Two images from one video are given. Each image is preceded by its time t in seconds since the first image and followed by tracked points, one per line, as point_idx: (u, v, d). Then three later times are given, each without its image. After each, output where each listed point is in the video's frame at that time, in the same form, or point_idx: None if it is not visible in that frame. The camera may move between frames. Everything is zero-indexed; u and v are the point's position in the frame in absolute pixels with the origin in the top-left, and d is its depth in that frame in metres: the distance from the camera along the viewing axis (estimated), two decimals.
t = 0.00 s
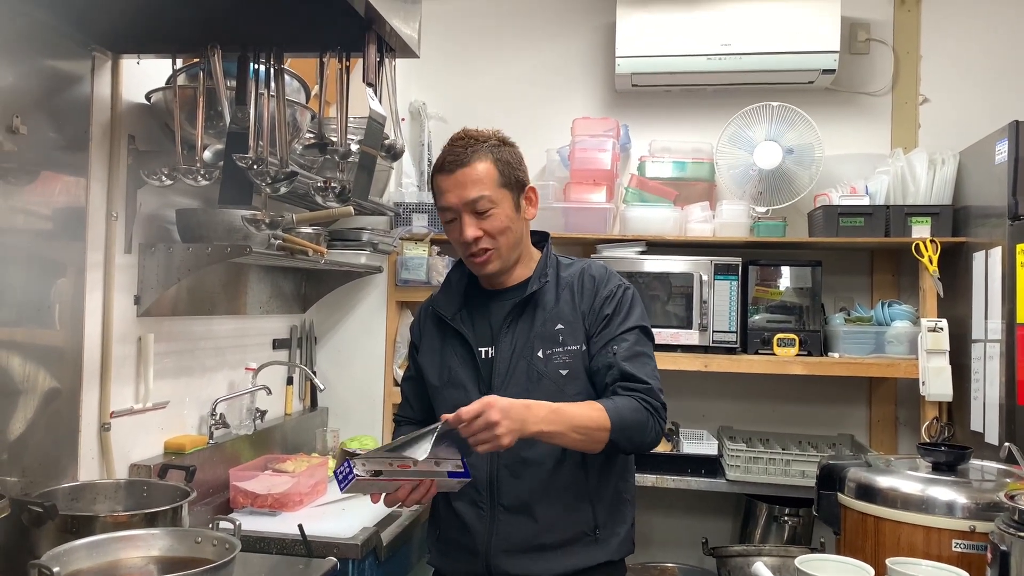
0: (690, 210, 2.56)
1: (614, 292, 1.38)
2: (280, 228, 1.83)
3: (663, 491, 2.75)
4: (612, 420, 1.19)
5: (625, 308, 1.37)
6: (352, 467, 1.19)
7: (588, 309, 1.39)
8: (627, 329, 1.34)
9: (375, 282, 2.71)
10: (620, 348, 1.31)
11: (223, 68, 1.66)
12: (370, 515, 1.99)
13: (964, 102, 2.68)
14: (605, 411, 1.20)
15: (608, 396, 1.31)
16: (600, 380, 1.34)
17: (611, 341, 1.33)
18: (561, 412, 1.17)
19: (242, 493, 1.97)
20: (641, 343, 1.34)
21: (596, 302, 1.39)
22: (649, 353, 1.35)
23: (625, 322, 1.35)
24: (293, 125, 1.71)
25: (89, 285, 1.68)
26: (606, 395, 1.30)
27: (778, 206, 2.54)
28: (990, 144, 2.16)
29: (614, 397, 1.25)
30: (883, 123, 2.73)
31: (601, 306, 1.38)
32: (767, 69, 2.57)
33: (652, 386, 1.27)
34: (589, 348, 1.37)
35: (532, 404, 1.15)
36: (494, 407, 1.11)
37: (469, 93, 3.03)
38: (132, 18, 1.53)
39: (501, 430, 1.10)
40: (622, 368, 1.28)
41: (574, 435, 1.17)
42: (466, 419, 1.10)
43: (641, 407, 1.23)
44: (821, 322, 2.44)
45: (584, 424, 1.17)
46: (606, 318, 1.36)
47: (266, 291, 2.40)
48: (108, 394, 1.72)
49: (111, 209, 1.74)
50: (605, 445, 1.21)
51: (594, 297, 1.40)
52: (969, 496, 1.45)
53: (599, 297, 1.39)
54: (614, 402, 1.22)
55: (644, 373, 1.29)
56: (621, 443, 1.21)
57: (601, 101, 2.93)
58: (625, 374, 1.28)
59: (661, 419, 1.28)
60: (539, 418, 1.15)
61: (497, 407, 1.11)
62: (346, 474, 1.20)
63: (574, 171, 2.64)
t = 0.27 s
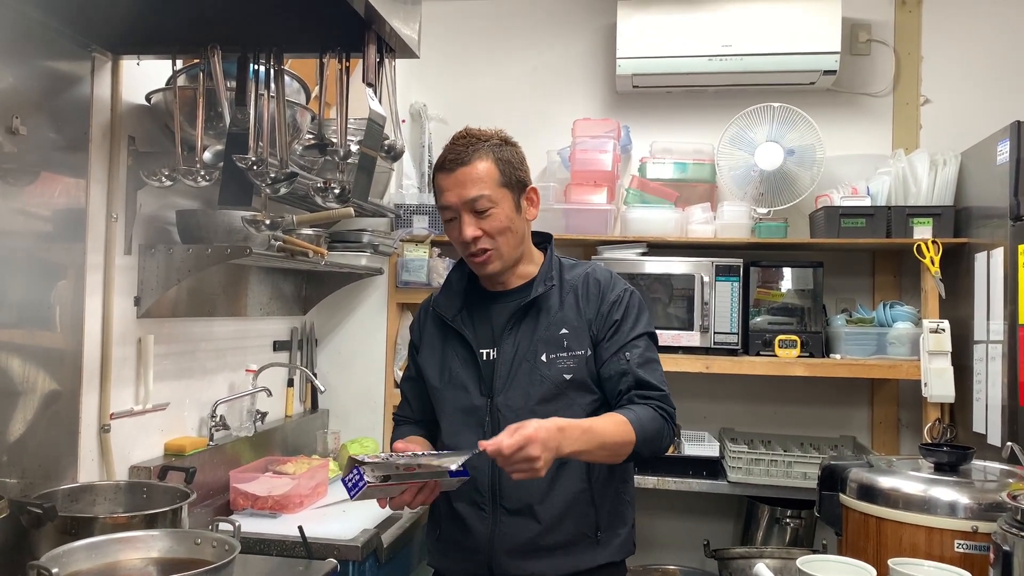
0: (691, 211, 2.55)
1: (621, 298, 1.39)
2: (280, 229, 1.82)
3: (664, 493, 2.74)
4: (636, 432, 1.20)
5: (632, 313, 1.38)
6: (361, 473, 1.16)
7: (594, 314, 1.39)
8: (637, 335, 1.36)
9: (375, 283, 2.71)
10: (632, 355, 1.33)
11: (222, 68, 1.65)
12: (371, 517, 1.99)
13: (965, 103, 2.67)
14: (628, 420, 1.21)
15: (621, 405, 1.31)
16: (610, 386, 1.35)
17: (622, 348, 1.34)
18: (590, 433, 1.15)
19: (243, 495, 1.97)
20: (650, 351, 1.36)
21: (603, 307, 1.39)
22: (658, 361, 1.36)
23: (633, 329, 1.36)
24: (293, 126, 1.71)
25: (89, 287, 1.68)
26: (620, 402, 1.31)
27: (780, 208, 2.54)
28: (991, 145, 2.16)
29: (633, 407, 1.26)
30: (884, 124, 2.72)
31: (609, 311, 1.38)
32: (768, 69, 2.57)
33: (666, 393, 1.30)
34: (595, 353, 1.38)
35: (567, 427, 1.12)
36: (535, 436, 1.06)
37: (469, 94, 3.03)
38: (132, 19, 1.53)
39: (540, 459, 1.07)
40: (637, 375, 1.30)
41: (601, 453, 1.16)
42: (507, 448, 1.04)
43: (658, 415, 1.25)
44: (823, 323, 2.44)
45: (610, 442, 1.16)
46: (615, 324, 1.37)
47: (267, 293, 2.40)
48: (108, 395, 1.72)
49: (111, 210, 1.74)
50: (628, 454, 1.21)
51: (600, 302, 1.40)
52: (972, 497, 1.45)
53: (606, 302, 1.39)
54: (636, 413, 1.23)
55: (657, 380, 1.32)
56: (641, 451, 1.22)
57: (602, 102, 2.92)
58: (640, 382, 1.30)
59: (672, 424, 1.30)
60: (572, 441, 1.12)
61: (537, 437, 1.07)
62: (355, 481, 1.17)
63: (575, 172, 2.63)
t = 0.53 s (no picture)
0: (691, 210, 2.55)
1: (625, 301, 1.39)
2: (280, 228, 1.82)
3: (665, 492, 2.74)
4: (646, 444, 1.21)
5: (636, 318, 1.38)
6: (370, 484, 1.18)
7: (597, 318, 1.39)
8: (642, 341, 1.36)
9: (376, 283, 2.71)
10: (638, 361, 1.33)
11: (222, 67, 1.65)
12: (372, 517, 1.99)
13: (966, 100, 2.67)
14: (638, 431, 1.21)
15: (627, 411, 1.32)
16: (614, 391, 1.35)
17: (627, 354, 1.34)
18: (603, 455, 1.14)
19: (244, 494, 1.97)
20: (654, 356, 1.36)
21: (607, 311, 1.39)
22: (662, 366, 1.37)
23: (638, 334, 1.36)
24: (292, 125, 1.71)
25: (90, 287, 1.68)
26: (625, 408, 1.32)
27: (780, 206, 2.54)
28: (992, 143, 2.16)
29: (640, 416, 1.27)
30: (885, 122, 2.72)
31: (612, 315, 1.38)
32: (768, 68, 2.57)
33: (671, 401, 1.32)
34: (597, 357, 1.37)
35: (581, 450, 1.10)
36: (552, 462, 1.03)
37: (469, 94, 3.03)
38: (131, 18, 1.53)
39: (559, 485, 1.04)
40: (643, 383, 1.31)
41: (613, 470, 1.16)
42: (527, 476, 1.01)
43: (664, 423, 1.27)
44: (823, 322, 2.43)
45: (621, 461, 1.17)
46: (619, 328, 1.37)
47: (267, 292, 2.40)
48: (109, 395, 1.72)
49: (111, 210, 1.74)
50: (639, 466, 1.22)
51: (603, 305, 1.40)
52: (972, 494, 1.45)
53: (609, 305, 1.39)
54: (645, 423, 1.24)
55: (662, 387, 1.33)
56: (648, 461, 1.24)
57: (602, 101, 2.92)
58: (646, 390, 1.31)
59: (676, 432, 1.32)
60: (590, 464, 1.11)
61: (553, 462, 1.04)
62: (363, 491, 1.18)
63: (575, 171, 2.63)
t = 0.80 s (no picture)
0: (691, 208, 2.55)
1: (627, 301, 1.39)
2: (280, 227, 1.83)
3: (665, 490, 2.74)
4: (645, 453, 1.23)
5: (638, 318, 1.39)
6: (375, 483, 1.19)
7: (599, 317, 1.39)
8: (643, 342, 1.36)
9: (376, 281, 2.71)
10: (639, 362, 1.33)
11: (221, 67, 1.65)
12: (373, 516, 1.99)
13: (966, 98, 2.67)
14: (635, 441, 1.23)
15: (626, 414, 1.32)
16: (614, 392, 1.35)
17: (628, 355, 1.35)
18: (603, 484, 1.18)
19: (244, 493, 1.97)
20: (655, 357, 1.37)
21: (609, 310, 1.39)
22: (663, 367, 1.38)
23: (639, 334, 1.37)
24: (292, 124, 1.71)
25: (90, 287, 1.68)
26: (625, 410, 1.33)
27: (780, 204, 2.54)
28: (991, 141, 2.16)
29: (637, 422, 1.28)
30: (885, 120, 2.72)
31: (614, 315, 1.38)
32: (768, 66, 2.56)
33: (671, 404, 1.32)
34: (599, 356, 1.38)
35: (583, 479, 1.15)
36: (543, 492, 1.10)
37: (469, 92, 3.03)
38: (130, 18, 1.53)
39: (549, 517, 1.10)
40: (643, 384, 1.31)
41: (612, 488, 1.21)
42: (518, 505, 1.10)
43: (663, 428, 1.28)
44: (823, 320, 2.44)
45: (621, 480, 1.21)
46: (621, 328, 1.37)
47: (267, 291, 2.40)
48: (109, 395, 1.72)
49: (111, 210, 1.74)
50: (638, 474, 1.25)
51: (605, 305, 1.40)
52: (971, 492, 1.45)
53: (611, 305, 1.39)
54: (642, 431, 1.25)
55: (663, 389, 1.33)
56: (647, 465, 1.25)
57: (602, 100, 2.92)
58: (646, 392, 1.32)
59: (675, 434, 1.33)
60: (588, 489, 1.15)
61: (545, 492, 1.10)
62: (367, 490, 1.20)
63: (575, 170, 2.63)
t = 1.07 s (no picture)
0: (691, 206, 2.55)
1: (626, 299, 1.39)
2: (279, 225, 1.83)
3: (665, 489, 2.74)
4: (638, 454, 1.23)
5: (636, 316, 1.39)
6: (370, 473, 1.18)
7: (598, 315, 1.40)
8: (641, 340, 1.37)
9: (376, 280, 2.71)
10: (637, 361, 1.34)
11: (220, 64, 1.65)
12: (372, 513, 1.99)
13: (966, 96, 2.67)
14: (627, 442, 1.23)
15: (623, 413, 1.32)
16: (612, 391, 1.35)
17: (626, 353, 1.35)
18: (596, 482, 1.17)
19: (243, 491, 1.96)
20: (653, 356, 1.37)
21: (608, 308, 1.39)
22: (660, 366, 1.38)
23: (637, 332, 1.37)
24: (291, 122, 1.71)
25: (89, 285, 1.68)
26: (620, 408, 1.33)
27: (780, 203, 2.54)
28: (991, 140, 2.16)
29: (633, 421, 1.28)
30: (885, 118, 2.72)
31: (613, 313, 1.38)
32: (769, 65, 2.56)
33: (667, 404, 1.32)
34: (598, 354, 1.38)
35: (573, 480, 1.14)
36: (534, 493, 1.08)
37: (469, 90, 3.03)
38: (129, 15, 1.53)
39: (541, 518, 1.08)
40: (638, 383, 1.31)
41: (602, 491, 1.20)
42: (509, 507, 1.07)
43: (658, 429, 1.28)
44: (823, 318, 2.43)
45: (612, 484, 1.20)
46: (619, 325, 1.37)
47: (267, 289, 2.40)
48: (109, 392, 1.72)
49: (111, 207, 1.74)
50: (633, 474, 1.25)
51: (604, 302, 1.40)
52: (970, 490, 1.45)
53: (610, 303, 1.39)
54: (636, 432, 1.25)
55: (661, 388, 1.34)
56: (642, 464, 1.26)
57: (602, 98, 2.92)
58: (643, 390, 1.32)
59: (672, 434, 1.33)
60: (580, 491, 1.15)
61: (536, 493, 1.08)
62: (362, 480, 1.19)
63: (575, 168, 2.63)
